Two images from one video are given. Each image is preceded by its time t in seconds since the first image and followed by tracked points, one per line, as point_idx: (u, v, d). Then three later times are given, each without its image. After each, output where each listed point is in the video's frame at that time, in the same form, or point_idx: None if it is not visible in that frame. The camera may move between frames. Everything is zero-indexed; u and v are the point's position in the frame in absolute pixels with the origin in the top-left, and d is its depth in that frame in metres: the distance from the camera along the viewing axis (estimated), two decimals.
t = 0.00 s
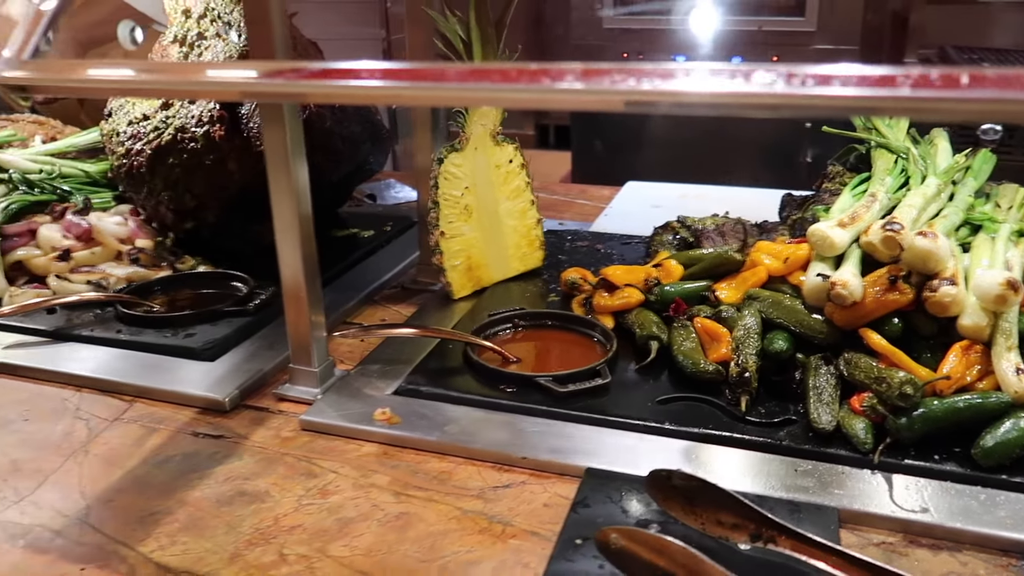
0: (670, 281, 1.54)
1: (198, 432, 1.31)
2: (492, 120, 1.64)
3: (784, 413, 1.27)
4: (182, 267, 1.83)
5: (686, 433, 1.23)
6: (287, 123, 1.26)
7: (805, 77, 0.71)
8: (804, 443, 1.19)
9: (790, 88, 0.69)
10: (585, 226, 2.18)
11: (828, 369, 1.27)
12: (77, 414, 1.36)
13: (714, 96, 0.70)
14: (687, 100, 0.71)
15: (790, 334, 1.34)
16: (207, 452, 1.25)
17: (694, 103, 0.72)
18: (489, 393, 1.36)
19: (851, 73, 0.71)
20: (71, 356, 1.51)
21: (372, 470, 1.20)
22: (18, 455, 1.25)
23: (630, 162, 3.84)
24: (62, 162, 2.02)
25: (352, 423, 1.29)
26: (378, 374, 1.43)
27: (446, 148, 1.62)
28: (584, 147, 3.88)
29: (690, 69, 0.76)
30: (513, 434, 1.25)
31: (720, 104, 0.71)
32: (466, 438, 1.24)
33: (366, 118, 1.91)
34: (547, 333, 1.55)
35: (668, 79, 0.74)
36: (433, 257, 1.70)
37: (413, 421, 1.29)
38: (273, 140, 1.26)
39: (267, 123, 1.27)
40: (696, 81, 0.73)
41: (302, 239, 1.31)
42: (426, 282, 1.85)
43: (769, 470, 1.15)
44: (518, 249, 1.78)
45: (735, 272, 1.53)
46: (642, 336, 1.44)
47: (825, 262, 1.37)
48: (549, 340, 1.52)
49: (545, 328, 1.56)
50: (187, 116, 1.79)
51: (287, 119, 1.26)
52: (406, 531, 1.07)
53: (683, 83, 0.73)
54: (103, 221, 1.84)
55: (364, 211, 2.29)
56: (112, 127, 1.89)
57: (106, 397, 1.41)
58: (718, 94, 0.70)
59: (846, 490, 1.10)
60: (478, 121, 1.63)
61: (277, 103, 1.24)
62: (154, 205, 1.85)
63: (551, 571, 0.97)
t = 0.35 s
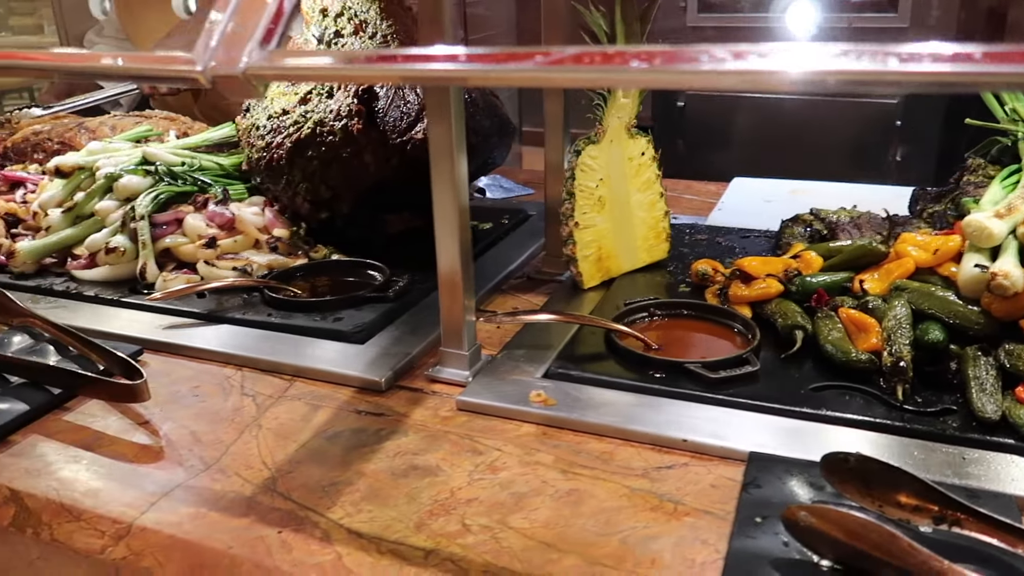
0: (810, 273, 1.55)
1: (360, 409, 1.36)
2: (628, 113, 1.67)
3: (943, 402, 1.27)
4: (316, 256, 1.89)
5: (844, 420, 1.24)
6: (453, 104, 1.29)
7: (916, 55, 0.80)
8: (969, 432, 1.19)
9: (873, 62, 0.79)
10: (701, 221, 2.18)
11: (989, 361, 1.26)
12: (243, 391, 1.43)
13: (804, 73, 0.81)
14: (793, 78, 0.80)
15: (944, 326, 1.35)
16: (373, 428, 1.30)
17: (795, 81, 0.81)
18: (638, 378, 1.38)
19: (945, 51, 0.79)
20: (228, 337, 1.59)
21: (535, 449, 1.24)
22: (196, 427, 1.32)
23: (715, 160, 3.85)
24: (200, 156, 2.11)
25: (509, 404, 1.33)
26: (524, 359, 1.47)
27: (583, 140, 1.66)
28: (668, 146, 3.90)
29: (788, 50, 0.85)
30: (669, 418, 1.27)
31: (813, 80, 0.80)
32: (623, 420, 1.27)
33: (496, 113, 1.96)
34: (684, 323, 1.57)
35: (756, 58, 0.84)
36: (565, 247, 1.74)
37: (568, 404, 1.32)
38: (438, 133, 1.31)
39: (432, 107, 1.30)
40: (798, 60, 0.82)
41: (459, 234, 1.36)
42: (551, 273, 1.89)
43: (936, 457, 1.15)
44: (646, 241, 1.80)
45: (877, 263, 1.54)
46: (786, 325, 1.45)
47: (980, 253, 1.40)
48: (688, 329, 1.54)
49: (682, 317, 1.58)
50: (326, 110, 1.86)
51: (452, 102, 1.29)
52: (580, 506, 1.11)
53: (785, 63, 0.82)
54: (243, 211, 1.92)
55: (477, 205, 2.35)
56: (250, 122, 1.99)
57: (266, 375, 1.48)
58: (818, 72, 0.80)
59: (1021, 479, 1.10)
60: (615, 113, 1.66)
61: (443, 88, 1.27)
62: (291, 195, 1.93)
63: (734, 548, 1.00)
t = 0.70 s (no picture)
0: (895, 266, 1.53)
1: (444, 404, 1.35)
2: (703, 105, 1.65)
3: None
4: (380, 251, 1.88)
5: (945, 416, 1.21)
6: (541, 91, 1.28)
7: (966, 38, 0.82)
8: None
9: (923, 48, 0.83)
10: (762, 213, 2.16)
11: None
12: (323, 386, 1.42)
13: (859, 60, 0.84)
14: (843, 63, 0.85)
15: None
16: (460, 424, 1.29)
17: (843, 65, 0.85)
18: (725, 373, 1.36)
19: (988, 33, 0.82)
20: (301, 332, 1.58)
21: (628, 445, 1.22)
22: (281, 423, 1.32)
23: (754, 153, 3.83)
24: (261, 151, 2.12)
25: (597, 399, 1.31)
26: (604, 353, 1.46)
27: (657, 132, 1.64)
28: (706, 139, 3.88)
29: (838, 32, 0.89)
30: (761, 413, 1.25)
31: (866, 66, 0.84)
32: (715, 416, 1.25)
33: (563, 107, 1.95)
34: (764, 318, 1.54)
35: (806, 45, 0.87)
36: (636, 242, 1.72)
37: (656, 398, 1.31)
38: (526, 128, 1.30)
39: (522, 96, 1.29)
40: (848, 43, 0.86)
41: (544, 229, 1.35)
42: (617, 267, 1.87)
43: None
44: (717, 234, 1.78)
45: (962, 255, 1.52)
46: (873, 320, 1.42)
47: None
48: (769, 323, 1.51)
49: (761, 311, 1.56)
50: (392, 104, 1.85)
51: (541, 91, 1.28)
52: (683, 503, 1.09)
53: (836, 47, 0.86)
54: (307, 207, 1.92)
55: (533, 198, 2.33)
56: (313, 116, 2.00)
57: (344, 370, 1.47)
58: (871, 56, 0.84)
59: None
60: (691, 105, 1.63)
61: (533, 77, 1.26)
62: (355, 189, 1.92)
63: (850, 547, 0.97)
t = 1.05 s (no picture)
0: (982, 290, 1.45)
1: (503, 442, 1.25)
2: (768, 118, 1.55)
3: None
4: (421, 273, 1.79)
5: None
6: (608, 102, 1.19)
7: (982, 41, 0.75)
8: None
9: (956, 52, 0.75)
10: (819, 232, 2.05)
11: None
12: (371, 421, 1.33)
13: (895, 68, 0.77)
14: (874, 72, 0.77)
15: None
16: (523, 463, 1.20)
17: (882, 73, 0.78)
18: (806, 408, 1.25)
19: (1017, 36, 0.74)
20: (344, 361, 1.49)
21: (709, 489, 1.12)
22: (329, 462, 1.22)
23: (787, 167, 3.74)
24: (296, 168, 2.06)
25: (669, 437, 1.21)
26: (672, 385, 1.36)
27: (720, 147, 1.54)
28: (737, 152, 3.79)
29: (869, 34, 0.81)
30: (854, 452, 1.15)
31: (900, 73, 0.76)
32: (802, 457, 1.14)
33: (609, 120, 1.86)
34: (840, 345, 1.43)
35: (843, 50, 0.80)
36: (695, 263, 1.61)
37: (735, 436, 1.20)
38: (590, 142, 1.21)
39: (588, 110, 1.20)
40: (886, 47, 0.78)
41: (609, 252, 1.25)
42: (672, 289, 1.76)
43: None
44: (780, 254, 1.68)
45: None
46: (964, 348, 1.31)
47: None
48: (846, 352, 1.41)
49: (836, 338, 1.45)
50: (435, 119, 1.76)
51: (608, 103, 1.19)
52: (779, 558, 0.98)
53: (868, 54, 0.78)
54: (345, 227, 1.84)
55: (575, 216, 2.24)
56: (351, 132, 1.92)
57: (392, 404, 1.38)
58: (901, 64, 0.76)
59: None
60: (756, 118, 1.54)
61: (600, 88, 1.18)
62: (395, 209, 1.84)
63: None
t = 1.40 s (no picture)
0: None
1: (571, 485, 1.13)
2: (857, 127, 1.41)
3: None
4: (472, 291, 1.67)
5: None
6: (694, 107, 1.06)
7: None
8: None
9: None
10: (897, 249, 1.91)
11: None
12: (423, 457, 1.21)
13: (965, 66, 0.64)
14: (940, 71, 0.66)
15: None
16: (595, 512, 1.07)
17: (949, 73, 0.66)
18: (913, 453, 1.11)
19: None
20: (392, 389, 1.38)
21: (810, 548, 0.98)
22: (379, 506, 1.11)
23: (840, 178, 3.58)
24: (339, 179, 1.97)
25: (760, 484, 1.08)
26: (757, 423, 1.22)
27: (804, 159, 1.41)
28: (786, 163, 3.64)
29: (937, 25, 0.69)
30: (976, 507, 1.00)
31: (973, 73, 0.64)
32: (916, 511, 1.00)
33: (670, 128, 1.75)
34: (942, 379, 1.29)
35: (904, 45, 0.68)
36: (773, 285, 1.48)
37: (835, 485, 1.07)
38: (672, 153, 1.08)
39: (669, 116, 1.07)
40: (958, 40, 0.66)
41: (689, 276, 1.13)
42: (745, 313, 1.63)
43: None
44: (866, 276, 1.53)
45: None
46: None
47: None
48: (950, 387, 1.26)
49: (935, 371, 1.31)
50: (488, 127, 1.65)
51: (694, 109, 1.06)
52: None
53: (935, 50, 0.66)
54: (392, 241, 1.74)
55: (631, 230, 2.11)
56: (399, 142, 1.81)
57: (446, 438, 1.27)
58: (972, 60, 0.64)
59: None
60: (845, 127, 1.39)
61: (684, 90, 1.05)
62: (445, 223, 1.73)
63: None
